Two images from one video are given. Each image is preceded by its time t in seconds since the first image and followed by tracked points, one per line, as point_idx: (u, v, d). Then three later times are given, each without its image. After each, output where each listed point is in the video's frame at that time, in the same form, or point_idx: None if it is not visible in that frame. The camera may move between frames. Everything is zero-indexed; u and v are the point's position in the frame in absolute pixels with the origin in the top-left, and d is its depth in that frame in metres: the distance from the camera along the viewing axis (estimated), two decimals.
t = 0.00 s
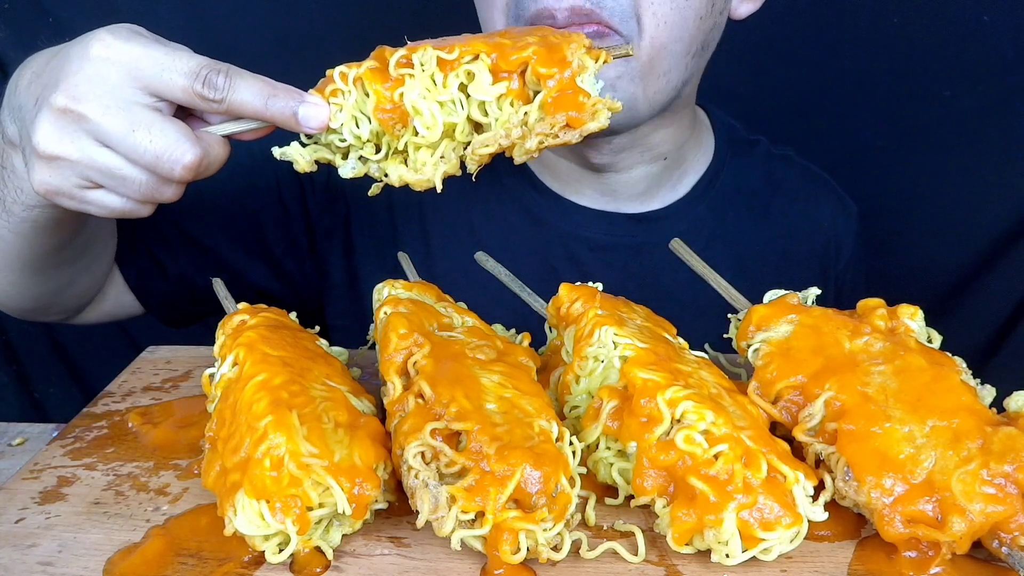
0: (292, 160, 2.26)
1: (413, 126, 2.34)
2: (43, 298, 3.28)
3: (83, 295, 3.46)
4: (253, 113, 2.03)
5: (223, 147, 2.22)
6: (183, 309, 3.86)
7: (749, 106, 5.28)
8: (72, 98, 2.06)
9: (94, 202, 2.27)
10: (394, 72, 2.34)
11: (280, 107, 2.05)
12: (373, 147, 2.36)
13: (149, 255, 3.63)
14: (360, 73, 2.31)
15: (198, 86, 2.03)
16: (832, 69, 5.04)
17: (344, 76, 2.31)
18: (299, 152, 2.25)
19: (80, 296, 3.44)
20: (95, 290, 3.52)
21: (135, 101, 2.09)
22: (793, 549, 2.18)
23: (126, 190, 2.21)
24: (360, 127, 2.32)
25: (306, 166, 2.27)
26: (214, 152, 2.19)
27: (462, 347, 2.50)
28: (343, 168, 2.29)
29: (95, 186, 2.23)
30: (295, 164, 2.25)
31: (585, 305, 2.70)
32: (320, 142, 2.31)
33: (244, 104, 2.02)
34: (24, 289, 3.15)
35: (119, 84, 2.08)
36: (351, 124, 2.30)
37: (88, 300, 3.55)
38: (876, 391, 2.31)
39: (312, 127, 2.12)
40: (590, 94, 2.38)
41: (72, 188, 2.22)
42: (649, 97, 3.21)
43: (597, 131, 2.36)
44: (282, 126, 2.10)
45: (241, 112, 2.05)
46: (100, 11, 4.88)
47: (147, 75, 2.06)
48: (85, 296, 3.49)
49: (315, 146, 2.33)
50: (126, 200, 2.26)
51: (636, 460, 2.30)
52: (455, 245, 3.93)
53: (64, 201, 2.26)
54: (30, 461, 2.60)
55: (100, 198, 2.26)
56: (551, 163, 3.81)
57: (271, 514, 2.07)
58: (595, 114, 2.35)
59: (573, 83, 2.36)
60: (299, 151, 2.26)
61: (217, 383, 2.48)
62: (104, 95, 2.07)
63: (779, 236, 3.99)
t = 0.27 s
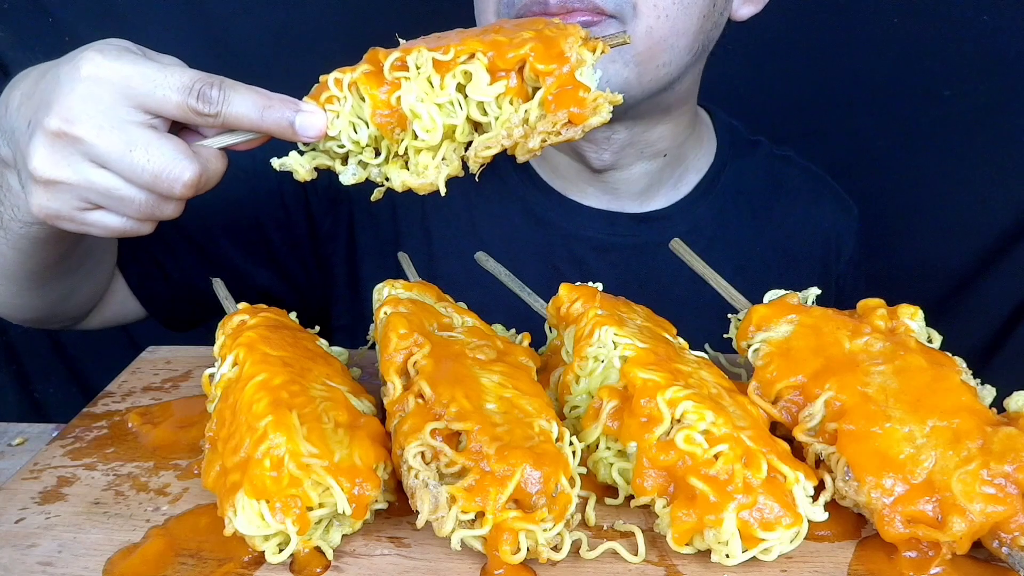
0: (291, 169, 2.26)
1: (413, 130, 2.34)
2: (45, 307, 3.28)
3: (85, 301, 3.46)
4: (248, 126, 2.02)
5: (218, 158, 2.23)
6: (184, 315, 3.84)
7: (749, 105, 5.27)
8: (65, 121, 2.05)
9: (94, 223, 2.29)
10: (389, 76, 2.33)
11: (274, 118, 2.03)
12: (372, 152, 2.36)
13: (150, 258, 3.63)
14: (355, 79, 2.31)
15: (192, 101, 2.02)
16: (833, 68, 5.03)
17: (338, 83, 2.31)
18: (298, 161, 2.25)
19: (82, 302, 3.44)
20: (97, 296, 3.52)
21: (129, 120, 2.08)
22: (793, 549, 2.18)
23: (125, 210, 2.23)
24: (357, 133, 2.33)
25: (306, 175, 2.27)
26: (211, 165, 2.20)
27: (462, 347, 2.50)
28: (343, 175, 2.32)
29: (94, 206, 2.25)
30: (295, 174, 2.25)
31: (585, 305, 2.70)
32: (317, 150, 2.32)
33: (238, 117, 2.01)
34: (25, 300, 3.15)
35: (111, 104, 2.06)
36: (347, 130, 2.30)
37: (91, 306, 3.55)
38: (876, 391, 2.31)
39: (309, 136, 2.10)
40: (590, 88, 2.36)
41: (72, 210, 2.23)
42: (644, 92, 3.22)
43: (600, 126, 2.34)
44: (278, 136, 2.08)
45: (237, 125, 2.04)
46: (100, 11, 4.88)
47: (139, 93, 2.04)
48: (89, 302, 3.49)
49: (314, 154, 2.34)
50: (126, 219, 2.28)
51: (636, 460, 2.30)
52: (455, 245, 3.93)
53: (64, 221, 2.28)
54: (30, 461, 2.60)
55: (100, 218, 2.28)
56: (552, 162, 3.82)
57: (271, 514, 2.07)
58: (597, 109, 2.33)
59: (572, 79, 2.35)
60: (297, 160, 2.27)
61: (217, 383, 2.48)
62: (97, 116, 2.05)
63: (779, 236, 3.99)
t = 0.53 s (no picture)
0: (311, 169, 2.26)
1: (433, 126, 2.36)
2: (48, 310, 3.30)
3: (88, 304, 3.48)
4: (270, 129, 2.02)
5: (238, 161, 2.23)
6: (185, 314, 3.84)
7: (749, 105, 5.28)
8: (85, 132, 2.04)
9: (115, 233, 2.28)
10: (407, 74, 2.34)
11: (295, 120, 2.03)
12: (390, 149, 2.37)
13: (154, 260, 3.64)
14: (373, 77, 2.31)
15: (212, 108, 2.02)
16: (832, 68, 5.03)
17: (355, 82, 2.32)
18: (319, 161, 2.25)
19: (86, 305, 3.46)
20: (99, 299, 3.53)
21: (148, 129, 2.08)
22: (793, 549, 2.18)
23: (148, 217, 2.23)
24: (376, 130, 2.32)
25: (326, 174, 2.27)
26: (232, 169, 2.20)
27: (462, 347, 2.49)
28: (363, 172, 2.31)
29: (116, 217, 2.25)
30: (314, 174, 2.25)
31: (585, 305, 2.70)
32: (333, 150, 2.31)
33: (260, 121, 2.01)
34: (30, 303, 3.17)
35: (129, 113, 2.06)
36: (366, 128, 2.30)
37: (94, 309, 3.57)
38: (875, 391, 2.31)
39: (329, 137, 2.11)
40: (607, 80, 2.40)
41: (94, 222, 2.23)
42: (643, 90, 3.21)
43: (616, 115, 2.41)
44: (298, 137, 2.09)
45: (257, 129, 2.04)
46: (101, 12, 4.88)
47: (157, 102, 2.03)
48: (92, 304, 3.51)
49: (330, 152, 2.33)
50: (148, 227, 2.28)
51: (636, 460, 2.30)
52: (455, 245, 3.93)
53: (85, 234, 2.27)
54: (30, 461, 2.60)
55: (122, 228, 2.28)
56: (556, 161, 3.82)
57: (271, 514, 2.07)
58: (613, 99, 2.38)
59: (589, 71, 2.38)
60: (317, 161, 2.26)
61: (217, 383, 2.48)
62: (117, 126, 2.05)
63: (779, 237, 3.98)
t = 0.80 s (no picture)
0: (335, 158, 2.29)
1: (459, 114, 2.40)
2: (50, 309, 3.31)
3: (89, 303, 3.49)
4: (300, 119, 2.05)
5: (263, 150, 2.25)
6: (186, 316, 3.87)
7: (749, 106, 5.28)
8: (117, 122, 2.04)
9: (141, 222, 2.28)
10: (432, 63, 2.38)
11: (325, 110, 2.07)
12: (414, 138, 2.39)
13: (154, 260, 3.65)
14: (399, 67, 2.33)
15: (241, 98, 2.02)
16: (832, 68, 5.03)
17: (380, 72, 2.34)
18: (345, 150, 2.29)
19: (87, 303, 3.47)
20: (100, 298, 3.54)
21: (179, 120, 2.08)
22: (793, 549, 2.18)
23: (176, 207, 2.24)
24: (400, 119, 2.34)
25: (351, 163, 2.30)
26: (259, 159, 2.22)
27: (462, 347, 2.50)
28: (387, 160, 2.32)
29: (142, 206, 2.24)
30: (340, 163, 2.29)
31: (585, 305, 2.70)
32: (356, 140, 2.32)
33: (291, 111, 2.03)
34: (33, 301, 3.18)
35: (160, 104, 2.05)
36: (391, 117, 2.32)
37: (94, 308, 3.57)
38: (875, 391, 2.31)
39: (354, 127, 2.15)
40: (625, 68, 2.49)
41: (120, 212, 2.22)
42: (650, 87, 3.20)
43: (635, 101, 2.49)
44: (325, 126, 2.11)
45: (286, 120, 2.05)
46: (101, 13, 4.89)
47: (189, 93, 2.03)
48: (92, 303, 3.51)
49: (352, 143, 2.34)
50: (174, 216, 2.29)
51: (636, 460, 2.30)
52: (455, 246, 3.93)
53: (112, 225, 2.26)
54: (30, 461, 2.60)
55: (148, 217, 2.27)
56: (556, 161, 3.81)
57: (271, 514, 2.07)
58: (632, 85, 2.47)
59: (608, 58, 2.47)
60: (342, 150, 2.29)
61: (217, 383, 2.48)
62: (148, 116, 2.05)
63: (779, 237, 3.99)
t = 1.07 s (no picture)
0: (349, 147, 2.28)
1: (472, 103, 2.41)
2: (50, 307, 3.31)
3: (89, 301, 3.49)
4: (315, 108, 2.04)
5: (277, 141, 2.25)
6: (188, 315, 3.88)
7: (749, 106, 5.29)
8: (135, 110, 2.04)
9: (155, 212, 2.28)
10: (445, 53, 2.38)
11: (340, 99, 2.06)
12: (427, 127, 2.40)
13: (154, 259, 3.65)
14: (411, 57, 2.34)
15: (258, 88, 2.02)
16: (832, 68, 5.03)
17: (394, 61, 2.34)
18: (358, 139, 2.27)
19: (87, 301, 3.47)
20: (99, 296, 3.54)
21: (195, 108, 2.08)
22: (793, 549, 2.18)
23: (191, 197, 2.23)
24: (413, 108, 2.35)
25: (364, 152, 2.29)
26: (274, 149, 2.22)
27: (462, 347, 2.50)
28: (400, 150, 2.31)
29: (158, 196, 2.24)
30: (354, 152, 2.28)
31: (585, 305, 2.70)
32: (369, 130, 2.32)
33: (307, 100, 2.02)
34: (34, 299, 3.18)
35: (177, 93, 2.06)
36: (405, 106, 2.33)
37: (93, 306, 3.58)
38: (876, 391, 2.31)
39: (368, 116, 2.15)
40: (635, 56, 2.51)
41: (135, 201, 2.22)
42: (652, 90, 3.19)
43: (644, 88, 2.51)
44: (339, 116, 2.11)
45: (301, 110, 2.05)
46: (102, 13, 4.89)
47: (205, 82, 2.04)
48: (92, 302, 3.52)
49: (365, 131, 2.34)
50: (189, 206, 2.29)
51: (636, 460, 2.30)
52: (455, 246, 3.93)
53: (127, 214, 2.26)
54: (30, 461, 2.60)
55: (162, 207, 2.27)
56: (554, 162, 3.81)
57: (271, 514, 2.07)
58: (641, 73, 2.48)
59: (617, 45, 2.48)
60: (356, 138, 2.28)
61: (217, 383, 2.48)
62: (166, 105, 2.05)
63: (779, 238, 3.99)
